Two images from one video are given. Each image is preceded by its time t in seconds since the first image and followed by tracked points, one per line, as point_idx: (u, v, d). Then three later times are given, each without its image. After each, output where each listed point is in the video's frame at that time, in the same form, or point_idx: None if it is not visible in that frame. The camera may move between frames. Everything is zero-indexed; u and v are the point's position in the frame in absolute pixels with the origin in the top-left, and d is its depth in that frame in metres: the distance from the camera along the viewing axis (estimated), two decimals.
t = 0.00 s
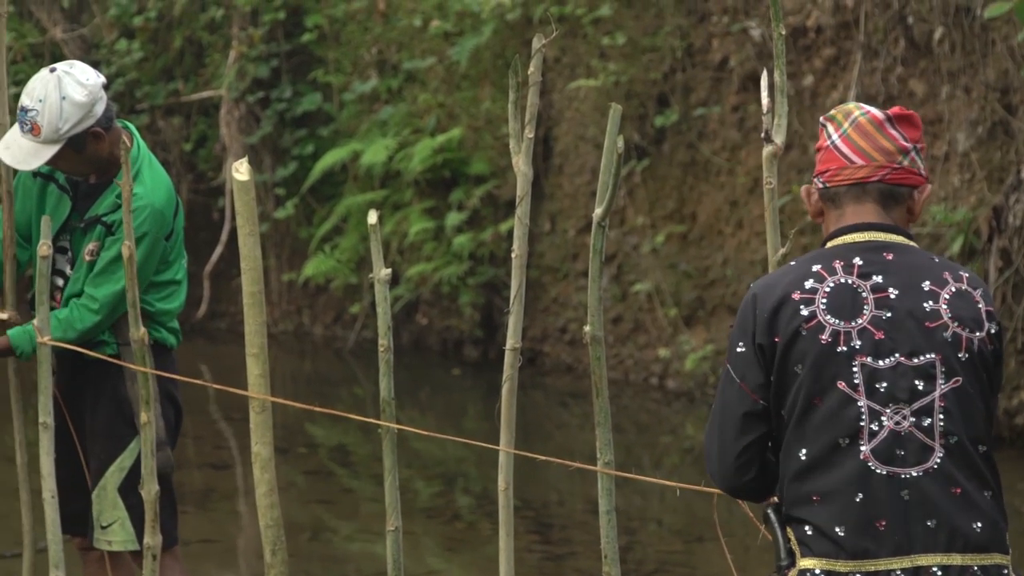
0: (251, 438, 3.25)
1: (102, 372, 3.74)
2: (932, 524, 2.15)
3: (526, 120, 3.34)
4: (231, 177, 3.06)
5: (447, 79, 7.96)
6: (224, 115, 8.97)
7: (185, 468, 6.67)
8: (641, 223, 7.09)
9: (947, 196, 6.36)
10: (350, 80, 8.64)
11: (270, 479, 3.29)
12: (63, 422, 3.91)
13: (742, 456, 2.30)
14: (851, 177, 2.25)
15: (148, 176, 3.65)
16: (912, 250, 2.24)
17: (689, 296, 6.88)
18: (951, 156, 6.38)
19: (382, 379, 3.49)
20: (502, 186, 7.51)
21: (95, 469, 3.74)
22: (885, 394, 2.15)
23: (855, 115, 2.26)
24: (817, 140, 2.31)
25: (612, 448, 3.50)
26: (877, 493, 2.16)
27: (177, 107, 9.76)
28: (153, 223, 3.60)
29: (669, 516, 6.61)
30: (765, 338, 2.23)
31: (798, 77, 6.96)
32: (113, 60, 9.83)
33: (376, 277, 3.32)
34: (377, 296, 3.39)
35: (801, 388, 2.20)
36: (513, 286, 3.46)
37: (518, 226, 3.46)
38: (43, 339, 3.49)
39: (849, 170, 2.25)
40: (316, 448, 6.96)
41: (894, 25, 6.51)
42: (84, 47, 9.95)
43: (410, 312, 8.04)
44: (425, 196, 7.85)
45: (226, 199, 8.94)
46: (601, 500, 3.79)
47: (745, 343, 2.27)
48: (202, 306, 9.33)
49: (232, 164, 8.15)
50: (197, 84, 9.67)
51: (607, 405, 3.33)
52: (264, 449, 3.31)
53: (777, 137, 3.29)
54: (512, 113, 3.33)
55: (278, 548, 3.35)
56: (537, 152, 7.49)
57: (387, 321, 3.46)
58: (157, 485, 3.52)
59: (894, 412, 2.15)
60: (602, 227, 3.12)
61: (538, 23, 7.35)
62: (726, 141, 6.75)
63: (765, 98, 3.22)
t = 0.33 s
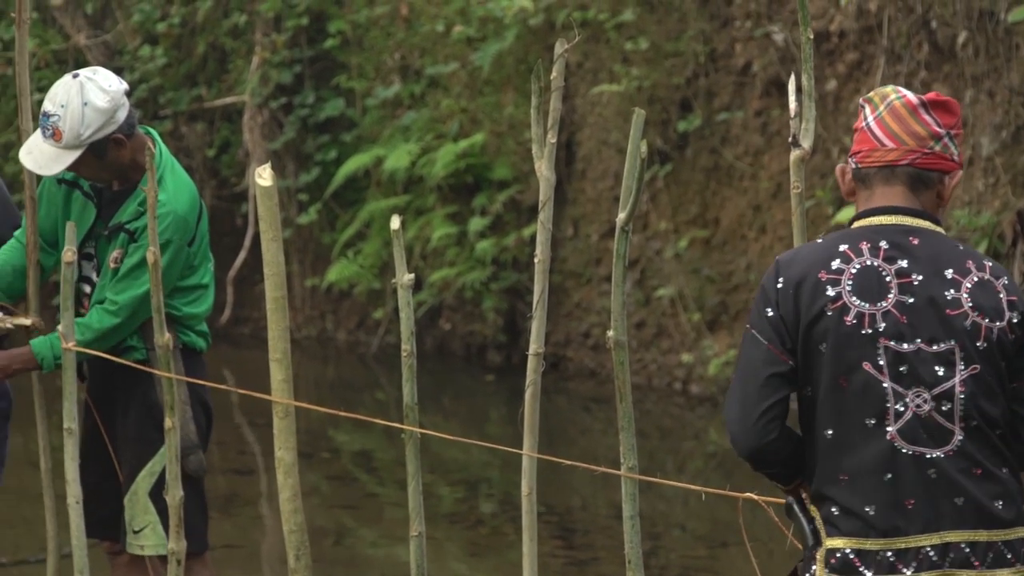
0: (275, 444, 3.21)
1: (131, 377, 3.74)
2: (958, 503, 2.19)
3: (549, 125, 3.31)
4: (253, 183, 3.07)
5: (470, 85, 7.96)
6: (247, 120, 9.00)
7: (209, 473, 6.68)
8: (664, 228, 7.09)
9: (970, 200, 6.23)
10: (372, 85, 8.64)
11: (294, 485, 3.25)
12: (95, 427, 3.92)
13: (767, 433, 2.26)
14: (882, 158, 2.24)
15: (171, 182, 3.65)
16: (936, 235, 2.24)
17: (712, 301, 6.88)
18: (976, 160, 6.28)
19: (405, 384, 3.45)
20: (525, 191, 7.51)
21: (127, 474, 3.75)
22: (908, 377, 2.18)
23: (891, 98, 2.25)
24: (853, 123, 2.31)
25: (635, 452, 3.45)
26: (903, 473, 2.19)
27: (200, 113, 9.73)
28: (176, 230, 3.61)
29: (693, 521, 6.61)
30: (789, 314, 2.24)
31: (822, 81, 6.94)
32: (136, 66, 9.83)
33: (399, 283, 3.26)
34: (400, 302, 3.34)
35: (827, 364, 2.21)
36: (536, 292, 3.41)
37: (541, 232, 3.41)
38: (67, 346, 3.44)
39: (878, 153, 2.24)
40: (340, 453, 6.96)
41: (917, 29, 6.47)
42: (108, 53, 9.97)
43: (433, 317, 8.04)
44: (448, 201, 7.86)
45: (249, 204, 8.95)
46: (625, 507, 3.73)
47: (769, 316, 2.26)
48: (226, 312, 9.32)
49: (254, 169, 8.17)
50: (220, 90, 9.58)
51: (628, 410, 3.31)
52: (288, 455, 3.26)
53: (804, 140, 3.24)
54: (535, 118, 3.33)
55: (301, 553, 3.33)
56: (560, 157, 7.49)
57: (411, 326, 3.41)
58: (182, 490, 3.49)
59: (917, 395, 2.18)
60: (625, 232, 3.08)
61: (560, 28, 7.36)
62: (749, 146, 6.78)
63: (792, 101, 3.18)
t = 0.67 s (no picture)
0: (314, 448, 3.13)
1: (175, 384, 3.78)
2: None
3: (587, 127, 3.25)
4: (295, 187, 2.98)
5: (508, 87, 7.97)
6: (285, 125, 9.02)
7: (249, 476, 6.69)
8: (702, 230, 7.12)
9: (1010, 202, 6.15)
10: (410, 89, 8.64)
11: (334, 488, 3.16)
12: (144, 435, 3.94)
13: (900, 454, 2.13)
14: (938, 180, 2.22)
15: (207, 187, 3.61)
16: (1004, 255, 2.26)
17: (751, 304, 6.93)
18: (1015, 163, 6.17)
19: (444, 388, 3.37)
20: (562, 194, 7.52)
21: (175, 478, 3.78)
22: (1014, 393, 2.17)
23: (942, 117, 2.23)
24: (899, 141, 2.27)
25: (674, 455, 3.39)
26: (1018, 485, 2.18)
27: (238, 116, 9.69)
28: (216, 234, 3.57)
29: (732, 524, 6.60)
30: (904, 331, 2.14)
31: (859, 82, 6.89)
32: (175, 70, 9.83)
33: (437, 286, 3.21)
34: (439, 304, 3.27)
35: (949, 383, 2.15)
36: (574, 293, 3.34)
37: (578, 233, 3.35)
38: (106, 348, 3.37)
39: (935, 175, 2.22)
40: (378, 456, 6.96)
41: (956, 30, 6.43)
42: (147, 58, 9.99)
43: (471, 320, 8.04)
44: (486, 205, 7.88)
45: (287, 208, 8.96)
46: (663, 509, 3.65)
47: (885, 334, 2.14)
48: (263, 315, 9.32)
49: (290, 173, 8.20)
50: (258, 94, 9.54)
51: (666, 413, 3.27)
52: (327, 458, 3.18)
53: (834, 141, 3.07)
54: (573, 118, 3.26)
55: (340, 557, 3.23)
56: (597, 159, 7.49)
57: (449, 329, 3.34)
58: (222, 494, 3.46)
59: (1021, 411, 2.17)
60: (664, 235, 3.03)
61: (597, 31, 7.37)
62: (787, 148, 6.79)
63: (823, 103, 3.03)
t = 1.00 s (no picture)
0: (346, 450, 3.15)
1: (208, 388, 3.82)
2: None
3: (620, 130, 3.23)
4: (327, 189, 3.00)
5: (540, 89, 7.96)
6: (317, 127, 9.03)
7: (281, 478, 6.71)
8: (734, 232, 7.11)
9: None
10: (442, 91, 8.62)
11: (366, 490, 3.18)
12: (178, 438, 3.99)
13: None
14: (1012, 198, 2.40)
15: (244, 189, 3.62)
16: None
17: (784, 305, 6.92)
18: None
19: (477, 391, 3.38)
20: (595, 197, 7.52)
21: (211, 482, 3.82)
22: None
23: (1006, 140, 2.42)
24: (968, 161, 2.42)
25: (708, 459, 3.40)
26: None
27: (271, 119, 9.64)
28: (250, 235, 3.58)
29: (763, 526, 6.58)
30: None
31: (893, 84, 6.85)
32: (208, 73, 9.78)
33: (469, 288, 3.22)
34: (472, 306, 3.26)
35: None
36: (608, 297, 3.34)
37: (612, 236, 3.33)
38: (139, 350, 3.42)
39: (1012, 193, 2.39)
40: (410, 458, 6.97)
41: (990, 32, 6.38)
42: (180, 61, 10.00)
43: (504, 322, 8.04)
44: (518, 207, 7.88)
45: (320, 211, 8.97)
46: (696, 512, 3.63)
47: None
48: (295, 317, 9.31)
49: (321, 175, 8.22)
50: (290, 97, 9.50)
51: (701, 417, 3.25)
52: (360, 460, 3.19)
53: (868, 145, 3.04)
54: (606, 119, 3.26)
55: (374, 559, 3.24)
56: (630, 161, 7.49)
57: (481, 331, 3.35)
58: (255, 498, 3.50)
59: None
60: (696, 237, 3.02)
61: (630, 33, 7.37)
62: (820, 150, 6.79)
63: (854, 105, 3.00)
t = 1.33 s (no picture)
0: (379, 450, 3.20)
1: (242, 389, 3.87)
2: None
3: (650, 132, 3.23)
4: (358, 191, 3.05)
5: (571, 91, 7.98)
6: (349, 129, 9.03)
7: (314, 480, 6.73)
8: (766, 234, 7.12)
9: None
10: (474, 93, 8.61)
11: (397, 492, 3.24)
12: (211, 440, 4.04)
13: None
14: None
15: (278, 195, 3.63)
16: None
17: (816, 307, 6.92)
18: None
19: (509, 392, 3.39)
20: (627, 199, 7.54)
21: (244, 483, 3.86)
22: None
23: None
24: (1016, 168, 2.61)
25: (739, 460, 3.41)
26: None
27: (303, 121, 9.57)
28: (288, 238, 3.58)
29: (796, 529, 6.57)
30: None
31: (925, 86, 6.82)
32: (240, 75, 9.74)
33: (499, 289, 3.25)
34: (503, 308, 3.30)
35: None
36: (638, 299, 3.33)
37: (642, 238, 3.35)
38: (172, 353, 3.48)
39: None
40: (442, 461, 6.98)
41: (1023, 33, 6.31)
42: (212, 63, 10.00)
43: (535, 324, 8.04)
44: (550, 209, 7.88)
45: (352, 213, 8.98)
46: (727, 513, 3.61)
47: None
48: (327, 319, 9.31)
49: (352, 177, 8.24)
50: (324, 99, 9.47)
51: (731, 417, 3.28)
52: (391, 461, 3.25)
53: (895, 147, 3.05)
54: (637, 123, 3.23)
55: (405, 561, 3.29)
56: (661, 163, 7.51)
57: (513, 332, 3.37)
58: (287, 499, 3.53)
59: None
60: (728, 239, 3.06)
61: (662, 35, 7.37)
62: (853, 151, 6.78)
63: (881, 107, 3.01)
